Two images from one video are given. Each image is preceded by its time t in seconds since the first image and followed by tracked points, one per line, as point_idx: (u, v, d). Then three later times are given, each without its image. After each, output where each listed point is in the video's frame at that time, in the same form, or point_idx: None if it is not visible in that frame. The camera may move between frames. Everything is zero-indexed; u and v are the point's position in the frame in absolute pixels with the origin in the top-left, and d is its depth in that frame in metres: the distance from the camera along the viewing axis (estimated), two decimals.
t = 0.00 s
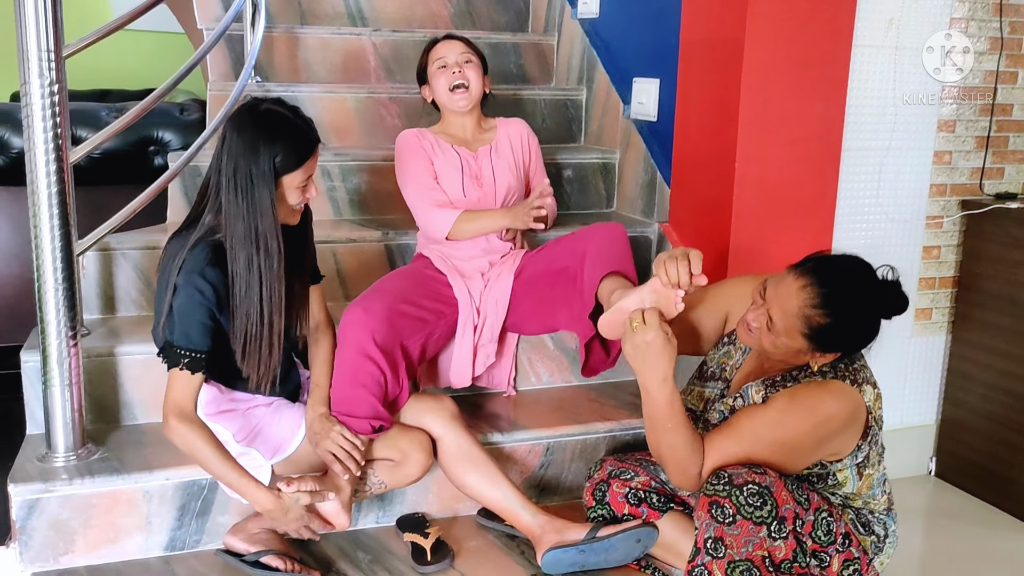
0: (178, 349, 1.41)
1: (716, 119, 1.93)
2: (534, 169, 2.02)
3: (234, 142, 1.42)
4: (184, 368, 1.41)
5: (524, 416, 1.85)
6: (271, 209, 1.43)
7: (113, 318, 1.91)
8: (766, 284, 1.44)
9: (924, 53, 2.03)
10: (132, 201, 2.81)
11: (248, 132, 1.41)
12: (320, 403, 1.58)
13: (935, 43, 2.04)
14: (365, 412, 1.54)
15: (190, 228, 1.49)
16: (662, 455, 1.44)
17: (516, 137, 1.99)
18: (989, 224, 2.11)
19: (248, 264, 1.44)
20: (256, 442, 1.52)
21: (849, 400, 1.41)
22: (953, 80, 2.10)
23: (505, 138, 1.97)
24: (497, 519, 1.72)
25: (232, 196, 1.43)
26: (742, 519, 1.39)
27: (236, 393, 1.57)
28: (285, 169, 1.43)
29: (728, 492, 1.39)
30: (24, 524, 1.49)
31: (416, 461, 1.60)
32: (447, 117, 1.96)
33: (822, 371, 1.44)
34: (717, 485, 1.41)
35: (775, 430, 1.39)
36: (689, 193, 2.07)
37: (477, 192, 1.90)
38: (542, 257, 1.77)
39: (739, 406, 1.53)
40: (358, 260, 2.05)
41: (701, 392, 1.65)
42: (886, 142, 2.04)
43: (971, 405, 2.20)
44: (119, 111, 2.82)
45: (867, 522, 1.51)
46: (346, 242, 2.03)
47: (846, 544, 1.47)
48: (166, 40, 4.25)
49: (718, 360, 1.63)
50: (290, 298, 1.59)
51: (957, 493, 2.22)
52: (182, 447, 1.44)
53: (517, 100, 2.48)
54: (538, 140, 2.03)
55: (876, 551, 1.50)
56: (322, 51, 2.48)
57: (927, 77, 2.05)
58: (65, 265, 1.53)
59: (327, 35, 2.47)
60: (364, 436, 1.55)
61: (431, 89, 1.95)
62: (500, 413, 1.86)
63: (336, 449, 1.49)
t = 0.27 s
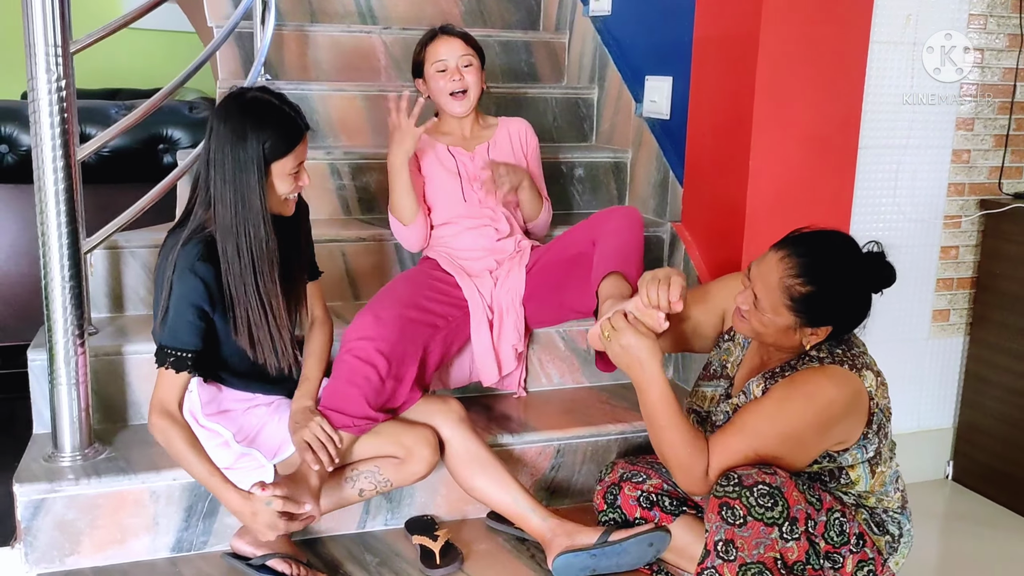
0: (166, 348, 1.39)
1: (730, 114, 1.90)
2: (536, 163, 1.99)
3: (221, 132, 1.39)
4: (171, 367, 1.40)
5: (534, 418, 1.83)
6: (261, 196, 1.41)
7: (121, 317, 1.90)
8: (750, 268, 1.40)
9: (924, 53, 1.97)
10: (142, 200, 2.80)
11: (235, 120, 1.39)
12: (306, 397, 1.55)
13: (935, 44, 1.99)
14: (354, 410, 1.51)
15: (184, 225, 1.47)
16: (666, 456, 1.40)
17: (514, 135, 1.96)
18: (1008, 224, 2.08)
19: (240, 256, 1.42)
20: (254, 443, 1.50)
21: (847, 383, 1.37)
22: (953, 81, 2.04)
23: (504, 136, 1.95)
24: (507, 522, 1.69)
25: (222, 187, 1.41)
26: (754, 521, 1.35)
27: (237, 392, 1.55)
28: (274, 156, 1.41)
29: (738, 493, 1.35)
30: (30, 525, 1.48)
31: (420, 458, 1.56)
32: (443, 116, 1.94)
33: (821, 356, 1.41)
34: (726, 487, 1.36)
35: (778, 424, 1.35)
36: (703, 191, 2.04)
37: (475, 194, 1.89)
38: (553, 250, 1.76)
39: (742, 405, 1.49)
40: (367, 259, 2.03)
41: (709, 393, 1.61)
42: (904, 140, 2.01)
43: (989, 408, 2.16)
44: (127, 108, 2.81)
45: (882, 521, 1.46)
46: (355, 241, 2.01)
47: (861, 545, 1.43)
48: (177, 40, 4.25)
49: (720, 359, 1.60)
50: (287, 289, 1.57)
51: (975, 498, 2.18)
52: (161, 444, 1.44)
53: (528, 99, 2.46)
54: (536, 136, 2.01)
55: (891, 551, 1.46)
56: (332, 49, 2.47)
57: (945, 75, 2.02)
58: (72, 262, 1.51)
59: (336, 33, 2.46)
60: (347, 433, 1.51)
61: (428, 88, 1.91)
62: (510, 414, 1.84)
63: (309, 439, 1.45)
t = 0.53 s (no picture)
0: (147, 364, 1.39)
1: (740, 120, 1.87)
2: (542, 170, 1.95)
3: (199, 142, 1.37)
4: (154, 383, 1.39)
5: (541, 427, 1.80)
6: (239, 204, 1.38)
7: (126, 324, 1.89)
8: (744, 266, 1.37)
9: (923, 53, 1.92)
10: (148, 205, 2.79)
11: (214, 129, 1.36)
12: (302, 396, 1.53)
13: (936, 43, 1.93)
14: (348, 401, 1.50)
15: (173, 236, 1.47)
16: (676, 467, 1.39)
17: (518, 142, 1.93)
18: None
19: (220, 266, 1.40)
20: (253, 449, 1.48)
21: (850, 379, 1.34)
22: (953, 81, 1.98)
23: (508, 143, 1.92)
24: (514, 534, 1.67)
25: (200, 198, 1.38)
26: (771, 535, 1.32)
27: (230, 401, 1.53)
28: (254, 164, 1.38)
29: (756, 507, 1.32)
30: (32, 535, 1.46)
31: (424, 465, 1.53)
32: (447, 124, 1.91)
33: (823, 352, 1.39)
34: (743, 500, 1.33)
35: (784, 427, 1.32)
36: (713, 198, 2.01)
37: (479, 203, 1.86)
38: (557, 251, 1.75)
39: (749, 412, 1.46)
40: (374, 266, 2.01)
41: (714, 405, 1.58)
42: (918, 146, 1.98)
43: (1005, 419, 2.13)
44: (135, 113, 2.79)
45: (897, 533, 1.43)
46: (362, 248, 1.99)
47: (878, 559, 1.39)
48: (185, 45, 4.25)
49: (722, 369, 1.58)
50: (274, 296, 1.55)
51: (989, 510, 2.15)
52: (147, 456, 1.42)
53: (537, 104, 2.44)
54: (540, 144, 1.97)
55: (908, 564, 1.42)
56: (339, 54, 2.46)
57: (959, 81, 1.99)
58: (76, 269, 1.50)
59: (344, 38, 2.44)
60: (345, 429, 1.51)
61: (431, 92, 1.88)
62: (517, 424, 1.81)
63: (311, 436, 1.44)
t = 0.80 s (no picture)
0: (156, 372, 1.37)
1: (748, 127, 1.86)
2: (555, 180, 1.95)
3: (192, 149, 1.35)
4: (161, 391, 1.38)
5: (548, 434, 1.79)
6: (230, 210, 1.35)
7: (131, 329, 1.88)
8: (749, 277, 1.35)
9: (934, 59, 1.91)
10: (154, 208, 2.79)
11: (205, 135, 1.34)
12: (312, 418, 1.50)
13: (934, 43, 1.90)
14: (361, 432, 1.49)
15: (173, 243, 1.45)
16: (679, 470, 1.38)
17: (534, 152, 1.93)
18: None
19: (216, 272, 1.38)
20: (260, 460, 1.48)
21: (856, 382, 1.32)
22: (951, 81, 1.95)
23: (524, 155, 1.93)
24: (519, 542, 1.65)
25: (193, 206, 1.36)
26: (775, 544, 1.31)
27: (240, 409, 1.53)
28: (249, 170, 1.36)
29: (759, 515, 1.31)
30: (36, 542, 1.46)
31: (431, 474, 1.53)
32: (464, 122, 1.90)
33: (829, 357, 1.36)
34: (746, 509, 1.32)
35: (787, 431, 1.30)
36: (721, 204, 1.99)
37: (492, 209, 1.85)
38: (573, 263, 1.81)
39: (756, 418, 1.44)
40: (379, 272, 2.01)
41: (723, 412, 1.57)
42: (929, 153, 1.97)
43: (1016, 427, 2.11)
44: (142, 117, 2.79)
45: (905, 545, 1.41)
46: (367, 253, 1.98)
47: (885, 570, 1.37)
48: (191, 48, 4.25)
49: (731, 377, 1.57)
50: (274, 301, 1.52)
51: (1000, 520, 2.12)
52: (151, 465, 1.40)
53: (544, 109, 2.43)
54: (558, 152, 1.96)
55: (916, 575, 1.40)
56: (346, 58, 2.45)
57: (970, 86, 1.98)
58: (80, 274, 1.49)
59: (351, 43, 2.44)
60: (359, 460, 1.49)
61: (457, 90, 1.89)
62: (523, 431, 1.80)
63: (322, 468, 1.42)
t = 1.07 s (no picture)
0: (179, 379, 1.38)
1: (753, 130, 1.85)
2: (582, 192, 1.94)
3: (205, 154, 1.35)
4: (186, 399, 1.39)
5: (551, 436, 1.79)
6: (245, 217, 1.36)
7: (135, 330, 1.88)
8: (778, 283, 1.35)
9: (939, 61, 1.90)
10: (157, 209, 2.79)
11: (218, 140, 1.35)
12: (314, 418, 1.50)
13: (935, 43, 1.88)
14: (375, 403, 1.51)
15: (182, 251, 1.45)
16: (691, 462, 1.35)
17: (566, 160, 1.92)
18: None
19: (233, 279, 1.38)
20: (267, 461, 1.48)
21: (887, 396, 1.32)
22: (953, 81, 1.94)
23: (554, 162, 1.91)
24: (523, 544, 1.65)
25: (208, 212, 1.37)
26: (787, 545, 1.30)
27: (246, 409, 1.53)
28: (263, 176, 1.36)
29: (772, 516, 1.30)
30: (38, 542, 1.46)
31: (436, 473, 1.53)
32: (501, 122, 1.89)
33: (858, 368, 1.36)
34: (759, 509, 1.32)
35: (813, 434, 1.30)
36: (726, 206, 1.99)
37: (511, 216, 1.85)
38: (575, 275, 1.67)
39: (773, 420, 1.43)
40: (383, 273, 2.00)
41: (743, 416, 1.56)
42: (934, 154, 1.96)
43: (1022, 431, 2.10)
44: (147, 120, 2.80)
45: (916, 551, 1.41)
46: (371, 254, 1.98)
47: None
48: (195, 49, 4.25)
49: (750, 381, 1.56)
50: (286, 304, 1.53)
51: (1006, 524, 2.11)
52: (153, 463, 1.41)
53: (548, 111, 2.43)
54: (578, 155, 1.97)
55: None
56: (350, 60, 2.45)
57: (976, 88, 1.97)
58: (84, 275, 1.50)
59: (355, 44, 2.44)
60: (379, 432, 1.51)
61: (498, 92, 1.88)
62: (527, 432, 1.80)
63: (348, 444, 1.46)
